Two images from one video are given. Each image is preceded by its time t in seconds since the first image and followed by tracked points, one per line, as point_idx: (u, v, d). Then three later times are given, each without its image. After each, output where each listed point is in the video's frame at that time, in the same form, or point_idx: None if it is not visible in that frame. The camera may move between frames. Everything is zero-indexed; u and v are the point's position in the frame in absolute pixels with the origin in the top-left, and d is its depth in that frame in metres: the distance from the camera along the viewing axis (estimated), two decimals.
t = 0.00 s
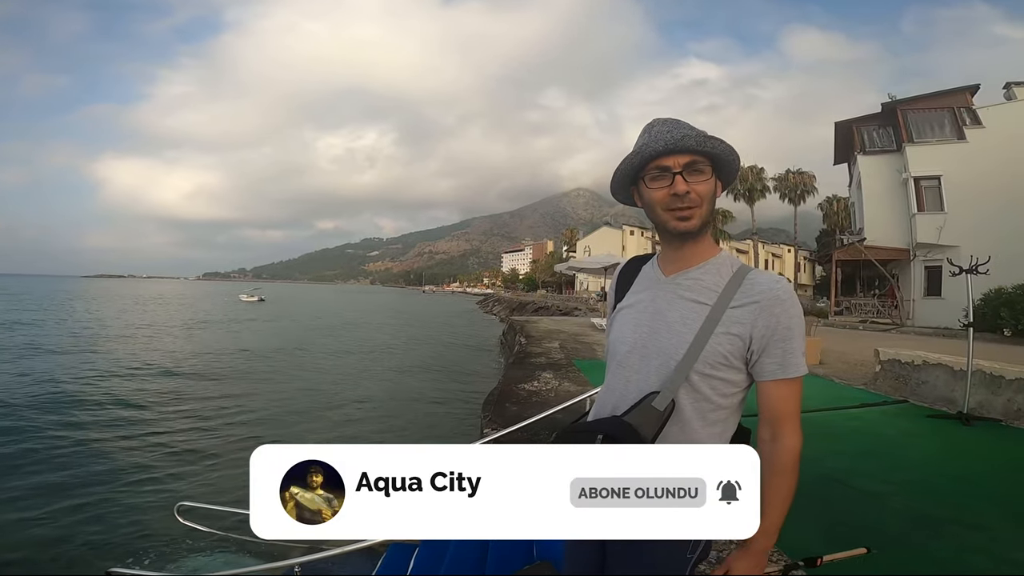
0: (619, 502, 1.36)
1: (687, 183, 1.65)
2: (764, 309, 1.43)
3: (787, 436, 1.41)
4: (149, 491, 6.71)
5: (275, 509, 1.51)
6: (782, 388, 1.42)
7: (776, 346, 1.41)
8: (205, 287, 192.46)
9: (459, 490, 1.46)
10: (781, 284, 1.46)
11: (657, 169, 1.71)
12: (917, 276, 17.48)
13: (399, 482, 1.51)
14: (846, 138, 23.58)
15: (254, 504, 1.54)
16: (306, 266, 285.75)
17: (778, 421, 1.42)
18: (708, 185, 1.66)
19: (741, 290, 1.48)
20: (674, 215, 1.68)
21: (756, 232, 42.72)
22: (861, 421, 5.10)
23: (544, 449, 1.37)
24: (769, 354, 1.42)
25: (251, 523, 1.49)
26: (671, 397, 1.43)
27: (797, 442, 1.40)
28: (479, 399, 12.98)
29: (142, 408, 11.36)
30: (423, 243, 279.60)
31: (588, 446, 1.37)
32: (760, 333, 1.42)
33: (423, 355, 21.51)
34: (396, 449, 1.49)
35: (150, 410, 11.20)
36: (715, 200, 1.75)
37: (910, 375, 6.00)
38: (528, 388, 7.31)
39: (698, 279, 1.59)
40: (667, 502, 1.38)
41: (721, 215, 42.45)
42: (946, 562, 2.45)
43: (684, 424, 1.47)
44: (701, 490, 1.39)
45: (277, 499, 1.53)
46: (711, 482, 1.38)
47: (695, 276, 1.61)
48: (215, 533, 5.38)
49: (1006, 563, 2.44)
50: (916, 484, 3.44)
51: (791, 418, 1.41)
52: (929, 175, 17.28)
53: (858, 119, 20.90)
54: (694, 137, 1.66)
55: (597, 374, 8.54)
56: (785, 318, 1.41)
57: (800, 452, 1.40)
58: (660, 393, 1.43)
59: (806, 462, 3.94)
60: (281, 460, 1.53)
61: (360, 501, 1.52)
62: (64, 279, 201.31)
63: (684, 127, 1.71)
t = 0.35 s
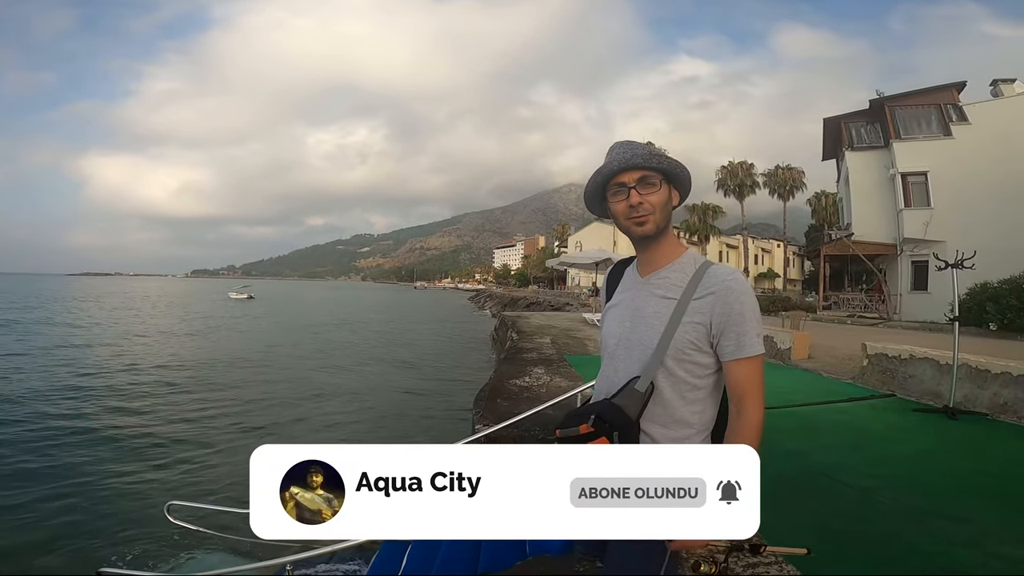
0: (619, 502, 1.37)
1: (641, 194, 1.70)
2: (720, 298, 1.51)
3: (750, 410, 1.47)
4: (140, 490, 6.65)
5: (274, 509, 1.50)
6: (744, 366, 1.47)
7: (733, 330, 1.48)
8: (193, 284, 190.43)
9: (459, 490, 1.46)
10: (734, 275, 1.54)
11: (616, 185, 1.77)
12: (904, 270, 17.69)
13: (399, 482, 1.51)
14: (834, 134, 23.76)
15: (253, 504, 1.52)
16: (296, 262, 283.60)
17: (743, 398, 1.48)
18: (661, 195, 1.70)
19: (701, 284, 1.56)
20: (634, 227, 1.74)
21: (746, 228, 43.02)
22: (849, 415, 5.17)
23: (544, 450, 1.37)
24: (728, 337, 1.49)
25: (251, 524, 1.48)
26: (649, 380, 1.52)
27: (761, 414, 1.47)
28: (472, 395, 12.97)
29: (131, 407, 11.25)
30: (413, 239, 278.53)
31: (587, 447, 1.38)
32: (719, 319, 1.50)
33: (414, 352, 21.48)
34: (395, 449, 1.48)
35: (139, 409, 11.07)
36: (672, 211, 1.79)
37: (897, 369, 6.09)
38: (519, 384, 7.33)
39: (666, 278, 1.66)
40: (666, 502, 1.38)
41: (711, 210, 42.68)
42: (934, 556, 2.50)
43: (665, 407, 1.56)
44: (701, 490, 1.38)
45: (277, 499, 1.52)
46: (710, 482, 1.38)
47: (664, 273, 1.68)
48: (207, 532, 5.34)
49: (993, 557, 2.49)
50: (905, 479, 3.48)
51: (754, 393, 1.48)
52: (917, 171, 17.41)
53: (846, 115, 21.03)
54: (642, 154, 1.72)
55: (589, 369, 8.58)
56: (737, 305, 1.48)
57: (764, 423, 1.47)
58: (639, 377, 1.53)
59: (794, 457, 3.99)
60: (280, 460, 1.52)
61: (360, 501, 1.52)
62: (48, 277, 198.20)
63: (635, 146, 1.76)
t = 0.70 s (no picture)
0: (618, 502, 1.39)
1: (610, 195, 1.72)
2: (694, 283, 1.52)
3: (732, 385, 1.46)
4: (132, 489, 6.61)
5: (274, 509, 1.50)
6: (723, 346, 1.47)
7: (708, 312, 1.48)
8: (184, 282, 188.71)
9: (459, 490, 1.47)
10: (708, 262, 1.56)
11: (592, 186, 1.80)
12: (894, 265, 17.87)
13: (399, 482, 1.51)
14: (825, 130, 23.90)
15: (253, 503, 1.53)
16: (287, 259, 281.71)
17: (723, 376, 1.47)
18: (630, 193, 1.71)
19: (677, 272, 1.58)
20: (607, 225, 1.79)
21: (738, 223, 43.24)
22: (839, 410, 5.23)
23: (544, 450, 1.38)
24: (705, 319, 1.49)
25: (251, 523, 1.48)
26: (634, 362, 1.55)
27: (743, 388, 1.45)
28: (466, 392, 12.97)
29: (122, 405, 11.16)
30: (406, 235, 277.51)
31: (585, 447, 1.38)
32: (696, 302, 1.51)
33: (408, 348, 21.46)
34: (395, 449, 1.48)
35: (130, 407, 10.99)
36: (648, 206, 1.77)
37: (887, 363, 6.17)
38: (513, 380, 7.35)
39: (647, 269, 1.67)
40: (667, 502, 1.39)
41: (704, 206, 42.87)
42: (925, 550, 2.54)
43: (652, 392, 1.58)
44: (701, 490, 1.39)
45: (277, 499, 1.52)
46: (710, 482, 1.38)
47: (645, 263, 1.70)
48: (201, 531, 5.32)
49: (983, 551, 2.53)
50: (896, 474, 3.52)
51: (736, 371, 1.47)
52: (906, 167, 17.56)
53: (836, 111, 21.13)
54: (611, 155, 1.73)
55: (582, 365, 8.62)
56: (710, 288, 1.49)
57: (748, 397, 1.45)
58: (625, 360, 1.56)
59: (787, 451, 4.04)
60: (280, 460, 1.51)
61: (360, 501, 1.52)
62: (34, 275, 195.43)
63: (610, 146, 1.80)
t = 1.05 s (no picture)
0: (618, 502, 1.39)
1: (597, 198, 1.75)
2: (692, 280, 1.53)
3: (728, 383, 1.44)
4: (127, 489, 6.57)
5: (274, 509, 1.50)
6: (719, 342, 1.46)
7: (704, 308, 1.49)
8: (176, 280, 187.30)
9: (459, 490, 1.48)
10: (707, 259, 1.56)
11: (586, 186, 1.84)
12: (887, 263, 17.98)
13: (398, 482, 1.51)
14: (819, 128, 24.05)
15: (252, 504, 1.52)
16: (282, 256, 280.39)
17: (718, 372, 1.46)
18: (614, 195, 1.72)
19: (677, 269, 1.58)
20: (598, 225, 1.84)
21: (733, 221, 43.36)
22: (833, 406, 5.28)
23: (544, 450, 1.39)
24: (700, 316, 1.50)
25: (250, 522, 1.48)
26: (631, 357, 1.56)
27: (737, 387, 1.44)
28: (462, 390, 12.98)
29: (116, 405, 11.09)
30: (401, 232, 276.82)
31: (585, 448, 1.39)
32: (692, 299, 1.52)
33: (403, 346, 21.44)
34: (394, 450, 1.48)
35: (124, 407, 10.92)
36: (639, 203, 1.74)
37: (880, 360, 6.22)
38: (509, 377, 7.36)
39: (647, 265, 1.68)
40: (667, 502, 1.40)
41: (698, 203, 42.97)
42: (919, 545, 2.57)
43: (648, 387, 1.59)
44: (701, 490, 1.39)
45: (276, 499, 1.52)
46: (710, 482, 1.39)
47: (643, 260, 1.70)
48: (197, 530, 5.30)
49: (976, 547, 2.56)
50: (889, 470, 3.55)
51: (730, 368, 1.46)
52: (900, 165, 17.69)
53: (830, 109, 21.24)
54: (591, 160, 1.73)
55: (578, 362, 8.64)
56: (706, 284, 1.50)
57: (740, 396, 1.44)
58: (622, 355, 1.57)
59: (782, 447, 4.07)
60: (280, 460, 1.51)
61: (360, 501, 1.52)
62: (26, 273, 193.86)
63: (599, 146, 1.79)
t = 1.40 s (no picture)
0: (618, 501, 1.40)
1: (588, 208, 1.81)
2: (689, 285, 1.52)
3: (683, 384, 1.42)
4: (125, 488, 6.57)
5: (274, 509, 1.50)
6: (700, 345, 1.44)
7: (696, 312, 1.48)
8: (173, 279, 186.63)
9: (459, 490, 1.48)
10: (709, 266, 1.56)
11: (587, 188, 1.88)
12: (884, 261, 18.04)
13: (398, 482, 1.51)
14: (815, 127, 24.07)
15: (252, 504, 1.52)
16: (279, 255, 279.84)
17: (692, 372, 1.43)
18: (598, 208, 1.75)
19: (677, 272, 1.58)
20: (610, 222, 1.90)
21: (730, 219, 43.45)
22: (829, 403, 5.31)
23: (545, 450, 1.40)
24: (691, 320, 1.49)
25: (251, 523, 1.49)
26: (624, 356, 1.57)
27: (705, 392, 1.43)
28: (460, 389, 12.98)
29: (114, 404, 11.08)
30: (398, 231, 276.48)
31: (585, 449, 1.40)
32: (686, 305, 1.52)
33: (401, 345, 21.45)
34: (394, 450, 1.48)
35: (122, 406, 10.92)
36: (625, 211, 1.73)
37: (877, 358, 6.25)
38: (507, 375, 7.38)
39: (650, 267, 1.67)
40: (667, 502, 1.41)
41: (696, 202, 43.04)
42: (915, 544, 2.58)
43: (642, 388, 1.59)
44: (701, 490, 1.41)
45: (277, 499, 1.52)
46: (711, 482, 1.40)
47: (645, 264, 1.69)
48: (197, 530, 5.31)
49: (971, 545, 2.58)
50: (885, 468, 3.58)
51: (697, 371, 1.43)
52: (896, 163, 17.76)
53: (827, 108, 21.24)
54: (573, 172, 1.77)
55: (576, 361, 8.66)
56: (703, 290, 1.49)
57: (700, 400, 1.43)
58: (616, 354, 1.58)
59: (778, 444, 4.09)
60: (280, 460, 1.51)
61: (360, 501, 1.52)
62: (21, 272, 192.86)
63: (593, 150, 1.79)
